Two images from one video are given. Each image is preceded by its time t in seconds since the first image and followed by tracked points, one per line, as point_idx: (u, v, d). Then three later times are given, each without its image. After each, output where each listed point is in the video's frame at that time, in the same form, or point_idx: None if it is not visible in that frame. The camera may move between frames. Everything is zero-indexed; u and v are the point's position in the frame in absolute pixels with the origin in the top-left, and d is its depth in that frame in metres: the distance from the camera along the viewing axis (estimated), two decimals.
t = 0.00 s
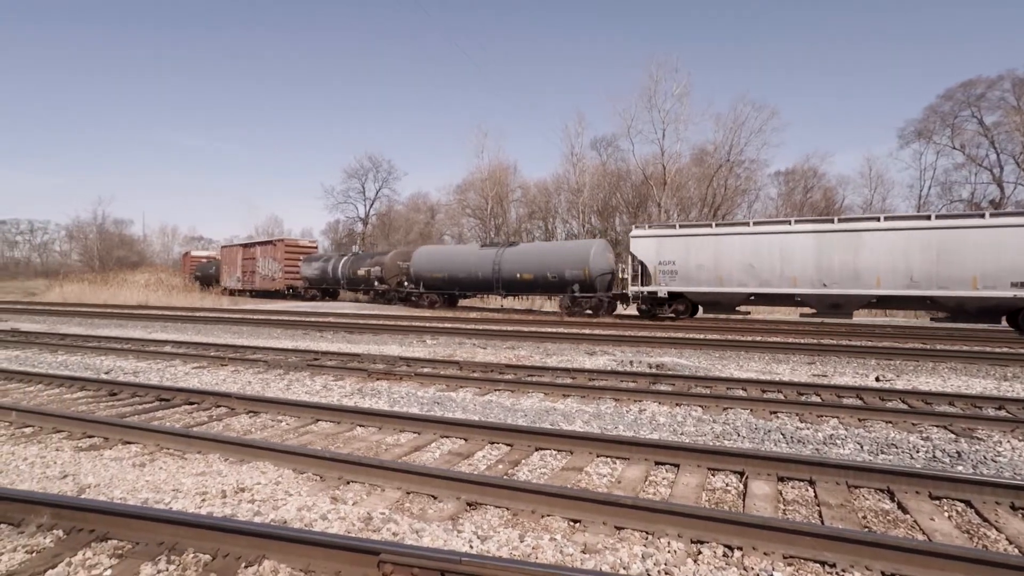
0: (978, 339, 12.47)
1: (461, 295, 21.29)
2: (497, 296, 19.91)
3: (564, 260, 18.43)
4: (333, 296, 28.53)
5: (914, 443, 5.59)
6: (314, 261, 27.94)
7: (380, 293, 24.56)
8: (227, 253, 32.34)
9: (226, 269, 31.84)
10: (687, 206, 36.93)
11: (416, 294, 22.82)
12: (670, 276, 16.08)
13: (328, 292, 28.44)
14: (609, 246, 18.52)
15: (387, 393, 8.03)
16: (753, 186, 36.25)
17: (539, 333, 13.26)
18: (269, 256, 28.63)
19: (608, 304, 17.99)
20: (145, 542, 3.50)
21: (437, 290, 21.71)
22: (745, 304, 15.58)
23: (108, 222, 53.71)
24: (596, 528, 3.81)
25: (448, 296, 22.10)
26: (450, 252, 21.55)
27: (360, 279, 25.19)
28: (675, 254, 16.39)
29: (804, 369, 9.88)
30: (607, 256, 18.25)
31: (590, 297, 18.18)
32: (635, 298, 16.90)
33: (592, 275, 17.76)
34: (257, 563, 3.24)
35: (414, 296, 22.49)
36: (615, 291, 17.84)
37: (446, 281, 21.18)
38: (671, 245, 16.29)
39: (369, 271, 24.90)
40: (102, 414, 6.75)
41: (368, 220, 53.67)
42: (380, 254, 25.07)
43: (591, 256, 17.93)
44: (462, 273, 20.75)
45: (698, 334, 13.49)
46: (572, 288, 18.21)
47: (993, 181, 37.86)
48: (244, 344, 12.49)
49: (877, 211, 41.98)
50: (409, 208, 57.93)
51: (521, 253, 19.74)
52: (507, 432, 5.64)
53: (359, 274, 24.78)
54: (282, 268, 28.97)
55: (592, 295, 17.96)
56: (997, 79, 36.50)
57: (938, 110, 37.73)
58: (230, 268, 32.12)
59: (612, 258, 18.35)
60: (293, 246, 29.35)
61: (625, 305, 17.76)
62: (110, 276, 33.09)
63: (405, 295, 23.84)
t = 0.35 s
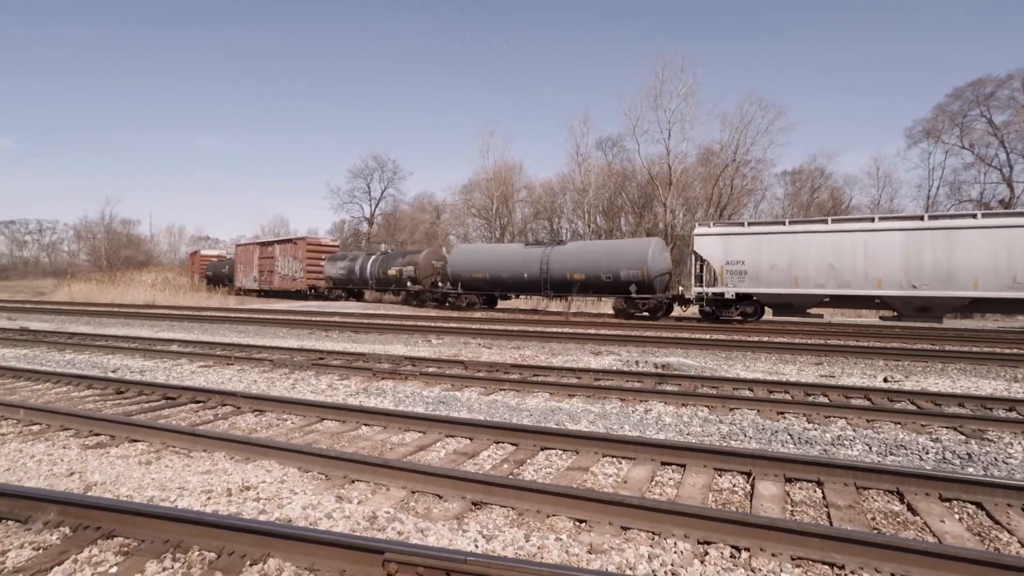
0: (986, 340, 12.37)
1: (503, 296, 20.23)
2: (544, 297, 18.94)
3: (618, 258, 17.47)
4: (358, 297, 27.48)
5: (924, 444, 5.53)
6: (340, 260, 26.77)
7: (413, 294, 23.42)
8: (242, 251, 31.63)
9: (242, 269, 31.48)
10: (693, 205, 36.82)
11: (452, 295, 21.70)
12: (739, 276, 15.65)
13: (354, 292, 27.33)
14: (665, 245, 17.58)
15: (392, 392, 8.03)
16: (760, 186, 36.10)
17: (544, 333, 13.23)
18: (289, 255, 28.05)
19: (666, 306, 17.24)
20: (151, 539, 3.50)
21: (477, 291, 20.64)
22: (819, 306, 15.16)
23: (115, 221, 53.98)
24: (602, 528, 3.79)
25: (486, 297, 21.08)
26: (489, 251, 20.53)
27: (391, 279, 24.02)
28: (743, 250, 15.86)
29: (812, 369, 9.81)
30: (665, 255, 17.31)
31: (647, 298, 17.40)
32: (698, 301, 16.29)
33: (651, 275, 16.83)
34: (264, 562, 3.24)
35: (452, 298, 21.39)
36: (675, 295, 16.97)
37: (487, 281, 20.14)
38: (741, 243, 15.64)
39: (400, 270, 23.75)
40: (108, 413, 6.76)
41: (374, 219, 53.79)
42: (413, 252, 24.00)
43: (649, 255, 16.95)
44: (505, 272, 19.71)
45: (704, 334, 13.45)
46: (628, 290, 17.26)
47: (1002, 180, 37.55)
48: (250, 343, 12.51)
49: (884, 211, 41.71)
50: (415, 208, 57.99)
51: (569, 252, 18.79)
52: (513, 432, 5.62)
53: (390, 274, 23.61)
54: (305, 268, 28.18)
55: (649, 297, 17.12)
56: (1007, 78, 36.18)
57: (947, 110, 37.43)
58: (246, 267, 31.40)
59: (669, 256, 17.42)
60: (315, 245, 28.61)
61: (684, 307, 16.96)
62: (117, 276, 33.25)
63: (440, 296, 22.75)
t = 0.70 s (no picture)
0: (1008, 341, 12.15)
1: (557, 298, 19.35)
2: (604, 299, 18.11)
3: (687, 259, 16.59)
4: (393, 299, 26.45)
5: (944, 448, 5.43)
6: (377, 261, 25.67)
7: (457, 296, 22.26)
8: (268, 251, 31.23)
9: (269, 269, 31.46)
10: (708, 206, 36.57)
11: (503, 297, 20.83)
12: (825, 278, 14.69)
13: (390, 294, 26.26)
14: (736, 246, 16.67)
15: (406, 393, 8.06)
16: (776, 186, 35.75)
17: (556, 335, 13.22)
18: (320, 257, 27.51)
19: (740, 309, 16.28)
20: (166, 539, 3.54)
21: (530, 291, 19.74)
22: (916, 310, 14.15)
23: (134, 224, 54.93)
24: (615, 531, 3.76)
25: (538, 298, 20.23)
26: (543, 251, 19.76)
27: (433, 280, 22.86)
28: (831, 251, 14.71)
29: (828, 371, 9.72)
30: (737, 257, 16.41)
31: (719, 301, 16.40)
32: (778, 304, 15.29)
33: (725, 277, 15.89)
34: (277, 563, 3.26)
35: (502, 300, 20.50)
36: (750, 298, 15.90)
37: (541, 282, 19.34)
38: (829, 243, 14.52)
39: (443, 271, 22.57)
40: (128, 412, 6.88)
41: (388, 221, 54.19)
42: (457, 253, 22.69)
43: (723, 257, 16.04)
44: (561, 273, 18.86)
45: (718, 336, 13.34)
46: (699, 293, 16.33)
47: None
48: (266, 344, 12.65)
49: (903, 211, 41.08)
50: (429, 209, 58.39)
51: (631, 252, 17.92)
52: (525, 433, 5.61)
53: (432, 276, 22.44)
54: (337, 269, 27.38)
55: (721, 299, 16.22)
56: None
57: (968, 108, 36.76)
58: (273, 268, 31.16)
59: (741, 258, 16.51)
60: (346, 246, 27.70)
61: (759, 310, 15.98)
62: (136, 277, 33.81)
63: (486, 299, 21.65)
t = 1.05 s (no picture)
0: (1013, 342, 12.10)
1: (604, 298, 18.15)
2: (658, 301, 16.91)
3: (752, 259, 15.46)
4: (419, 301, 25.64)
5: (949, 448, 5.42)
6: (404, 260, 24.90)
7: (494, 296, 21.38)
8: (283, 250, 30.70)
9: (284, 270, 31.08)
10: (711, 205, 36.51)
11: (544, 298, 19.72)
12: (912, 278, 13.62)
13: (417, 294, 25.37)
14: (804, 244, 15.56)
15: (410, 393, 8.08)
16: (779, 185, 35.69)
17: (559, 334, 13.22)
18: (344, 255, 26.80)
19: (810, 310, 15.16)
20: (172, 537, 3.55)
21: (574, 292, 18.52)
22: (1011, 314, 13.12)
23: (138, 223, 55.14)
24: (619, 531, 3.76)
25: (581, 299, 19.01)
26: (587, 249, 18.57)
27: (468, 280, 22.09)
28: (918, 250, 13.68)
29: (831, 371, 9.71)
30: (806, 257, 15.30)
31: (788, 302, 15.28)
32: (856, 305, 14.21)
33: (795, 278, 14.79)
34: (282, 562, 3.27)
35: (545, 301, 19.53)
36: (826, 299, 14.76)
37: (587, 283, 18.08)
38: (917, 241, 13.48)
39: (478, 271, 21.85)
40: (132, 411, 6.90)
41: (391, 220, 54.29)
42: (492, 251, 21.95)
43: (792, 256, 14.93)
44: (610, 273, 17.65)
45: (721, 336, 13.32)
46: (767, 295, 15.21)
47: None
48: (269, 343, 12.66)
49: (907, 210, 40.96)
50: (432, 209, 58.50)
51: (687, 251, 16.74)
52: (529, 432, 5.62)
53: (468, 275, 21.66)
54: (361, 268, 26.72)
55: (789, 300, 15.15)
56: None
57: (973, 107, 36.64)
58: (289, 268, 30.74)
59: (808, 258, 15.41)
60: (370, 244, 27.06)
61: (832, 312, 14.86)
62: (140, 276, 33.91)
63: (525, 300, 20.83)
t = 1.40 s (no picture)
0: None
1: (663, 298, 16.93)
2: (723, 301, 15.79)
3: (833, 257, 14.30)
4: (452, 302, 24.31)
5: (960, 449, 5.36)
6: (438, 259, 23.56)
7: (540, 297, 19.95)
8: (303, 249, 30.19)
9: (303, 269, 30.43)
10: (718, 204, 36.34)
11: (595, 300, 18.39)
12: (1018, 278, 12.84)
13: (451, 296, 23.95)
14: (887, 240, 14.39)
15: (416, 392, 8.08)
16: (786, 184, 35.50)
17: (565, 333, 13.18)
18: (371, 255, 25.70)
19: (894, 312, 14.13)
20: (179, 534, 3.56)
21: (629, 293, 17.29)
22: None
23: (147, 224, 55.55)
24: (625, 530, 3.74)
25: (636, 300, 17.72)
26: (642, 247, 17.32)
27: (509, 280, 20.82)
28: None
29: (839, 370, 9.66)
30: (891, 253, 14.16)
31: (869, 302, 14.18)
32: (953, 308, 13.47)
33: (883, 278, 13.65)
34: (288, 560, 3.27)
35: (597, 303, 18.08)
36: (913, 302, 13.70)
37: (644, 283, 16.86)
38: None
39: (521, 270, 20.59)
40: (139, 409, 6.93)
41: (397, 220, 54.40)
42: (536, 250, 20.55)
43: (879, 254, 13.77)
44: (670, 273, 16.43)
45: (727, 335, 13.26)
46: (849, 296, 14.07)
47: None
48: (276, 343, 12.70)
49: (917, 209, 40.63)
50: (438, 209, 58.59)
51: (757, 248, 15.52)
52: (535, 432, 5.59)
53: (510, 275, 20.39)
54: (389, 267, 25.62)
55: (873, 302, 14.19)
56: None
57: (984, 104, 36.32)
58: (309, 267, 30.06)
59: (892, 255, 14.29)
60: (399, 243, 25.95)
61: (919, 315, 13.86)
62: (148, 276, 34.11)
63: (571, 301, 19.46)
